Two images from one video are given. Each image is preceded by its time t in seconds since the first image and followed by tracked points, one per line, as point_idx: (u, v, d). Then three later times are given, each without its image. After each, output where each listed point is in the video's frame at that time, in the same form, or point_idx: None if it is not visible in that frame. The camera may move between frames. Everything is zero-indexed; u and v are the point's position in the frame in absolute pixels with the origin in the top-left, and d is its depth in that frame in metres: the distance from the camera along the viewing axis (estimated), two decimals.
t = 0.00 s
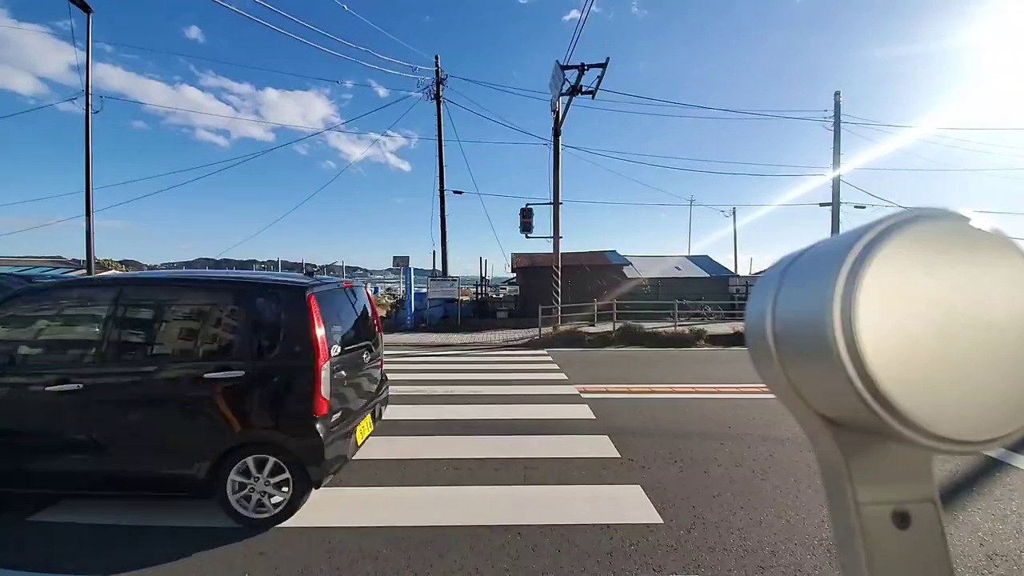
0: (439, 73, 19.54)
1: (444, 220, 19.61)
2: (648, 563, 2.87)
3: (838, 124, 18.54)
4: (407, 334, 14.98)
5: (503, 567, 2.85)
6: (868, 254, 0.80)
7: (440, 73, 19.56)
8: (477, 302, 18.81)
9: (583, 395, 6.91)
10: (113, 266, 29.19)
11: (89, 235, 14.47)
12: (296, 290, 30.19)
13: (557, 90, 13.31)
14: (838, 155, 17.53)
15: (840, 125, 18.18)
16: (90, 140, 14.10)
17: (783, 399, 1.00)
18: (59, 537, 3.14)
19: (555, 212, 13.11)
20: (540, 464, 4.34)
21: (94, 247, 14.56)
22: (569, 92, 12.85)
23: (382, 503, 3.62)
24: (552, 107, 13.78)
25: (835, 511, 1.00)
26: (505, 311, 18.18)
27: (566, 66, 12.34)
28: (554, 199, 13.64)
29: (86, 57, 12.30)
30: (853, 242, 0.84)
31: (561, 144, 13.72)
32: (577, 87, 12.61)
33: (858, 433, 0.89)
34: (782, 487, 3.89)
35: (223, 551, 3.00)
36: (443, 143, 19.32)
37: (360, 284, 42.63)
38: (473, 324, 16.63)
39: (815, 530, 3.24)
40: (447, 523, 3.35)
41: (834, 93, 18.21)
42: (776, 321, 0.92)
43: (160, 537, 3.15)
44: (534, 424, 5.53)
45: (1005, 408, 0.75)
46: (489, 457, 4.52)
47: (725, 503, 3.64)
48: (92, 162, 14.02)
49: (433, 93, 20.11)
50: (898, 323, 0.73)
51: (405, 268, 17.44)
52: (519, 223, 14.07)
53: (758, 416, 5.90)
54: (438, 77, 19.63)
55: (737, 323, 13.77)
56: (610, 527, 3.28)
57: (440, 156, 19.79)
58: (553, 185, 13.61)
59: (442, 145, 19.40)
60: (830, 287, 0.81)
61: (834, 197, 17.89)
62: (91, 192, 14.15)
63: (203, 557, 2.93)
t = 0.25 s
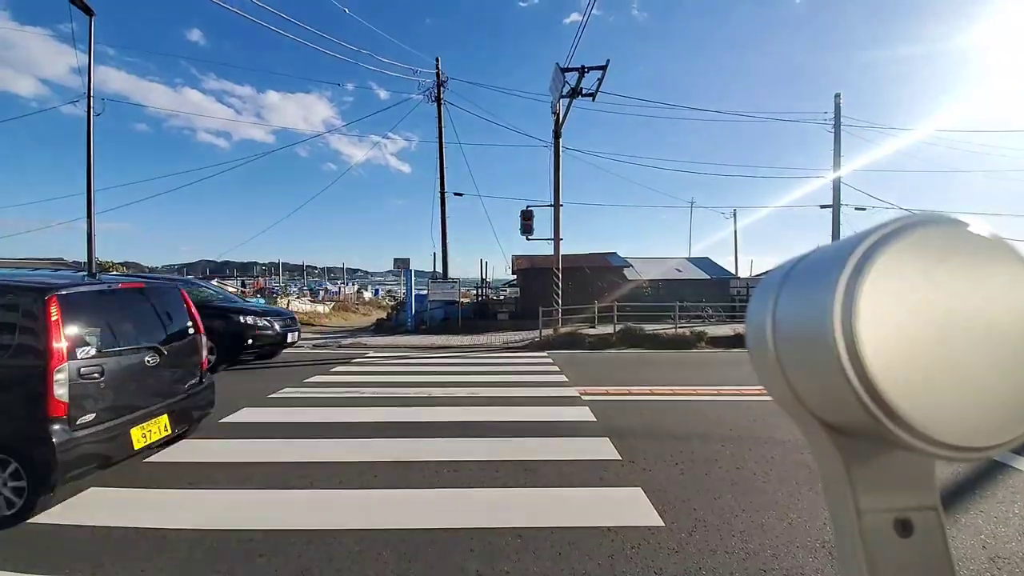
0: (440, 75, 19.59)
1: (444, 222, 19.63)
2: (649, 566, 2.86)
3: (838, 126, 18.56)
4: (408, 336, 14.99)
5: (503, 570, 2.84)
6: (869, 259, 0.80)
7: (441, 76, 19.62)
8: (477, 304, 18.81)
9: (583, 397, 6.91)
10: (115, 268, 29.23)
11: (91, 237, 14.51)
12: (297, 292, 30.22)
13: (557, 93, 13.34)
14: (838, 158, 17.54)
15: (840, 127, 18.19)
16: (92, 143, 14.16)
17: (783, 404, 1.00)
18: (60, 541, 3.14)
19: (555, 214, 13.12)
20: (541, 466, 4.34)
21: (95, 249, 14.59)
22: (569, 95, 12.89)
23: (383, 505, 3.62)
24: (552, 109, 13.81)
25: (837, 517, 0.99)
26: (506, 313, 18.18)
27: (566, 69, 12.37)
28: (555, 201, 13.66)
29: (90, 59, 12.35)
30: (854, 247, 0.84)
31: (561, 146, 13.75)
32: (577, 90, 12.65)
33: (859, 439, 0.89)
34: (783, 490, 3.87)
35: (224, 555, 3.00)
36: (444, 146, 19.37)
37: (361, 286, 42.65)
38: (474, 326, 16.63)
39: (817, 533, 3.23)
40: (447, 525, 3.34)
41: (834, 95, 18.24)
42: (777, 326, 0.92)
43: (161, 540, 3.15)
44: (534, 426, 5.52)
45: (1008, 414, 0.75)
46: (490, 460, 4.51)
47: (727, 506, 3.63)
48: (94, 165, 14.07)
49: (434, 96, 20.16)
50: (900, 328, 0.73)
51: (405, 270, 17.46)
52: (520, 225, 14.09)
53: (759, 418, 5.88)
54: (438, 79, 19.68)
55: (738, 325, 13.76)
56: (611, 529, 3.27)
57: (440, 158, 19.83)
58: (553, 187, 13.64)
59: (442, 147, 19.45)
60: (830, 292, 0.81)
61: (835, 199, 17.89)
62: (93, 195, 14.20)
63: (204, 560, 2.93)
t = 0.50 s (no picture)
0: (440, 77, 19.63)
1: (444, 224, 19.66)
2: (650, 568, 2.85)
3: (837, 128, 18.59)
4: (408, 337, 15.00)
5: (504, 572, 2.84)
6: (868, 256, 0.80)
7: (441, 78, 19.66)
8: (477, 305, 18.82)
9: (584, 398, 6.91)
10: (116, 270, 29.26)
11: (92, 239, 14.54)
12: (297, 294, 30.24)
13: (557, 95, 13.38)
14: (838, 159, 17.58)
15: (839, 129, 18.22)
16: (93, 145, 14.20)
17: (783, 402, 1.00)
18: (62, 542, 3.14)
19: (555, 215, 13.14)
20: (542, 468, 4.33)
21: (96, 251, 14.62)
22: (569, 96, 12.93)
23: (384, 507, 3.62)
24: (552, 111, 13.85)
25: (838, 515, 1.00)
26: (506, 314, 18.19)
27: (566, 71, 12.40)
28: (555, 202, 13.70)
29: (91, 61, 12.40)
30: (854, 244, 0.85)
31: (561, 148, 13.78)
32: (577, 92, 12.68)
33: (859, 436, 0.90)
34: (785, 492, 3.87)
35: (226, 556, 3.00)
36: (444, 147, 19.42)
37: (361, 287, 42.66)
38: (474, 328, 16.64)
39: (818, 534, 3.22)
40: (448, 526, 3.34)
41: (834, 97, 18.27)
42: (777, 323, 0.93)
43: (163, 541, 3.15)
44: (535, 428, 5.52)
45: (1007, 411, 0.76)
46: (491, 461, 4.51)
47: (728, 508, 3.62)
48: (94, 167, 14.09)
49: (434, 97, 20.20)
50: (899, 325, 0.73)
51: (405, 272, 17.49)
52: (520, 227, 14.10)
53: (760, 419, 5.88)
54: (439, 81, 19.73)
55: (738, 327, 13.75)
56: (612, 531, 3.26)
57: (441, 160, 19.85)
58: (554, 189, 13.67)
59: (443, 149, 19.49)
60: (830, 291, 0.82)
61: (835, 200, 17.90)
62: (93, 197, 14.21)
63: (205, 562, 2.93)
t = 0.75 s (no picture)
0: (440, 79, 19.66)
1: (445, 225, 19.67)
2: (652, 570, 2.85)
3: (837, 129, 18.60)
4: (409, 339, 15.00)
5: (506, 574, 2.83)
6: (867, 259, 0.81)
7: (441, 80, 19.69)
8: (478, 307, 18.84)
9: (585, 400, 6.90)
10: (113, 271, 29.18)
11: (93, 240, 14.55)
12: (298, 295, 30.28)
13: (557, 96, 13.40)
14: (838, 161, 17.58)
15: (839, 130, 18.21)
16: (93, 147, 14.21)
17: (782, 403, 1.00)
18: (63, 544, 3.14)
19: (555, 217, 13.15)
20: (543, 470, 4.32)
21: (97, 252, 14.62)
22: (569, 98, 12.95)
23: (384, 508, 3.62)
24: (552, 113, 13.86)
25: (839, 516, 0.99)
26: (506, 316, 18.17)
27: (567, 73, 12.42)
28: (555, 203, 13.71)
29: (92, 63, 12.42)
30: (855, 246, 0.85)
31: (561, 149, 13.80)
32: (578, 93, 12.70)
33: (860, 438, 0.89)
34: (786, 493, 3.86)
35: (227, 557, 3.00)
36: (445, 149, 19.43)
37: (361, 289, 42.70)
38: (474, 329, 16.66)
39: (820, 536, 3.21)
40: (450, 528, 3.33)
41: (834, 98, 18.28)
42: (776, 325, 0.93)
43: (164, 543, 3.14)
44: (536, 429, 5.52)
45: (1010, 412, 0.75)
46: (492, 462, 4.51)
47: (730, 509, 3.61)
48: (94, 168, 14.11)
49: (434, 99, 20.22)
50: (899, 327, 0.73)
51: (406, 273, 17.50)
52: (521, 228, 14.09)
53: (761, 421, 5.87)
54: (439, 83, 19.76)
55: (739, 328, 13.73)
56: (614, 533, 3.25)
57: (441, 161, 19.84)
58: (554, 190, 13.69)
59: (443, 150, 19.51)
60: (829, 292, 0.82)
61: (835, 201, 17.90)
62: (93, 198, 14.21)
63: (206, 564, 2.93)
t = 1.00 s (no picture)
0: (440, 81, 19.69)
1: (445, 227, 19.67)
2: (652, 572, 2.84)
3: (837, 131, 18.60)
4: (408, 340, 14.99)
5: None
6: (867, 258, 0.81)
7: (441, 82, 19.72)
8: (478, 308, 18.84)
9: (585, 402, 6.89)
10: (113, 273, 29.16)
11: (93, 242, 14.56)
12: (298, 297, 30.27)
13: (557, 98, 13.41)
14: (838, 162, 17.57)
15: (839, 132, 18.21)
16: (94, 149, 14.23)
17: (782, 403, 1.00)
18: (62, 546, 3.13)
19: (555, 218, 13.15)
20: (544, 472, 4.32)
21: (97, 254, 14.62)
22: (569, 100, 12.97)
23: (385, 510, 3.61)
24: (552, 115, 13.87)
25: (839, 515, 0.99)
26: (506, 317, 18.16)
27: (567, 74, 12.44)
28: (555, 205, 13.71)
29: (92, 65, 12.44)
30: (854, 245, 0.85)
31: (561, 151, 13.81)
32: (577, 95, 12.71)
33: (860, 437, 0.90)
34: (787, 495, 3.85)
35: (227, 559, 2.99)
36: (445, 151, 19.45)
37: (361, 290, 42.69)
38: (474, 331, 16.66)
39: (821, 538, 3.21)
40: (450, 530, 3.33)
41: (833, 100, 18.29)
42: (777, 324, 0.93)
43: (163, 545, 3.14)
44: (536, 431, 5.51)
45: (1010, 410, 0.75)
46: (492, 464, 4.50)
47: (731, 512, 3.60)
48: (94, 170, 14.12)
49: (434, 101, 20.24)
50: (898, 326, 0.73)
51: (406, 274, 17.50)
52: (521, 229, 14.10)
53: (762, 422, 5.86)
54: (439, 85, 19.78)
55: (739, 330, 13.72)
56: (614, 535, 3.25)
57: (441, 163, 19.87)
58: (554, 192, 13.70)
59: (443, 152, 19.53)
60: (829, 292, 0.82)
61: (835, 203, 17.89)
62: (93, 200, 14.22)
63: (205, 566, 2.92)
